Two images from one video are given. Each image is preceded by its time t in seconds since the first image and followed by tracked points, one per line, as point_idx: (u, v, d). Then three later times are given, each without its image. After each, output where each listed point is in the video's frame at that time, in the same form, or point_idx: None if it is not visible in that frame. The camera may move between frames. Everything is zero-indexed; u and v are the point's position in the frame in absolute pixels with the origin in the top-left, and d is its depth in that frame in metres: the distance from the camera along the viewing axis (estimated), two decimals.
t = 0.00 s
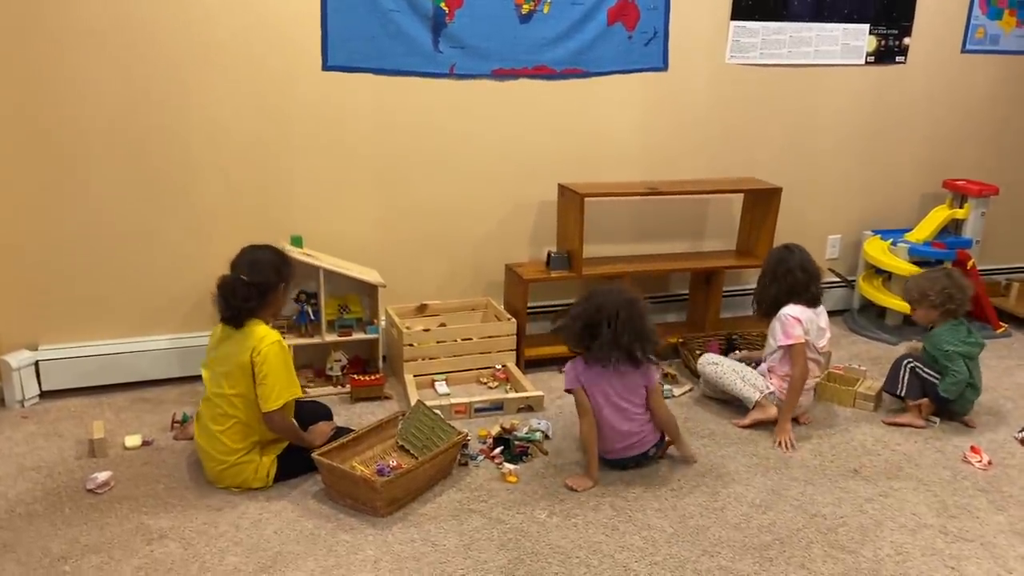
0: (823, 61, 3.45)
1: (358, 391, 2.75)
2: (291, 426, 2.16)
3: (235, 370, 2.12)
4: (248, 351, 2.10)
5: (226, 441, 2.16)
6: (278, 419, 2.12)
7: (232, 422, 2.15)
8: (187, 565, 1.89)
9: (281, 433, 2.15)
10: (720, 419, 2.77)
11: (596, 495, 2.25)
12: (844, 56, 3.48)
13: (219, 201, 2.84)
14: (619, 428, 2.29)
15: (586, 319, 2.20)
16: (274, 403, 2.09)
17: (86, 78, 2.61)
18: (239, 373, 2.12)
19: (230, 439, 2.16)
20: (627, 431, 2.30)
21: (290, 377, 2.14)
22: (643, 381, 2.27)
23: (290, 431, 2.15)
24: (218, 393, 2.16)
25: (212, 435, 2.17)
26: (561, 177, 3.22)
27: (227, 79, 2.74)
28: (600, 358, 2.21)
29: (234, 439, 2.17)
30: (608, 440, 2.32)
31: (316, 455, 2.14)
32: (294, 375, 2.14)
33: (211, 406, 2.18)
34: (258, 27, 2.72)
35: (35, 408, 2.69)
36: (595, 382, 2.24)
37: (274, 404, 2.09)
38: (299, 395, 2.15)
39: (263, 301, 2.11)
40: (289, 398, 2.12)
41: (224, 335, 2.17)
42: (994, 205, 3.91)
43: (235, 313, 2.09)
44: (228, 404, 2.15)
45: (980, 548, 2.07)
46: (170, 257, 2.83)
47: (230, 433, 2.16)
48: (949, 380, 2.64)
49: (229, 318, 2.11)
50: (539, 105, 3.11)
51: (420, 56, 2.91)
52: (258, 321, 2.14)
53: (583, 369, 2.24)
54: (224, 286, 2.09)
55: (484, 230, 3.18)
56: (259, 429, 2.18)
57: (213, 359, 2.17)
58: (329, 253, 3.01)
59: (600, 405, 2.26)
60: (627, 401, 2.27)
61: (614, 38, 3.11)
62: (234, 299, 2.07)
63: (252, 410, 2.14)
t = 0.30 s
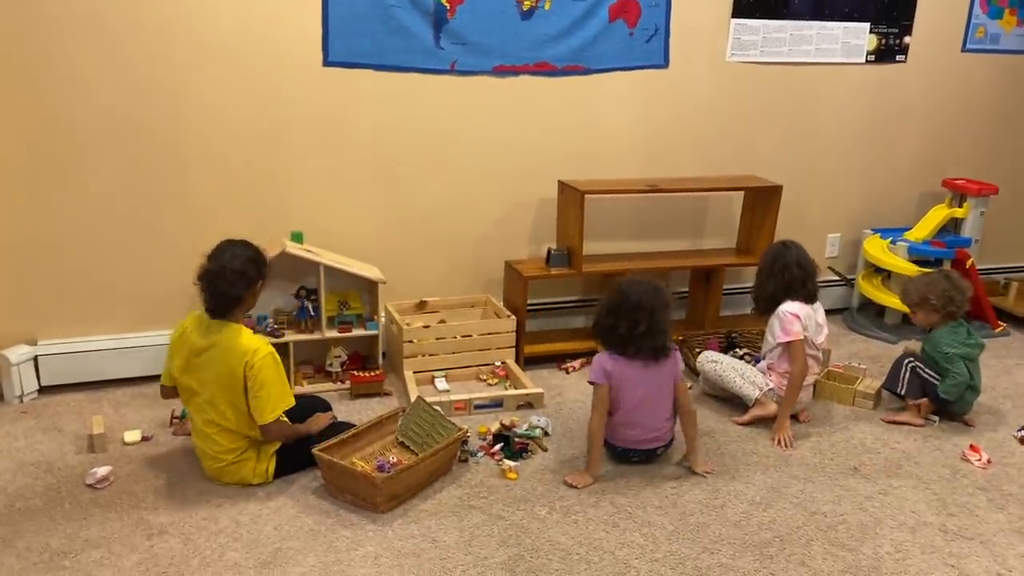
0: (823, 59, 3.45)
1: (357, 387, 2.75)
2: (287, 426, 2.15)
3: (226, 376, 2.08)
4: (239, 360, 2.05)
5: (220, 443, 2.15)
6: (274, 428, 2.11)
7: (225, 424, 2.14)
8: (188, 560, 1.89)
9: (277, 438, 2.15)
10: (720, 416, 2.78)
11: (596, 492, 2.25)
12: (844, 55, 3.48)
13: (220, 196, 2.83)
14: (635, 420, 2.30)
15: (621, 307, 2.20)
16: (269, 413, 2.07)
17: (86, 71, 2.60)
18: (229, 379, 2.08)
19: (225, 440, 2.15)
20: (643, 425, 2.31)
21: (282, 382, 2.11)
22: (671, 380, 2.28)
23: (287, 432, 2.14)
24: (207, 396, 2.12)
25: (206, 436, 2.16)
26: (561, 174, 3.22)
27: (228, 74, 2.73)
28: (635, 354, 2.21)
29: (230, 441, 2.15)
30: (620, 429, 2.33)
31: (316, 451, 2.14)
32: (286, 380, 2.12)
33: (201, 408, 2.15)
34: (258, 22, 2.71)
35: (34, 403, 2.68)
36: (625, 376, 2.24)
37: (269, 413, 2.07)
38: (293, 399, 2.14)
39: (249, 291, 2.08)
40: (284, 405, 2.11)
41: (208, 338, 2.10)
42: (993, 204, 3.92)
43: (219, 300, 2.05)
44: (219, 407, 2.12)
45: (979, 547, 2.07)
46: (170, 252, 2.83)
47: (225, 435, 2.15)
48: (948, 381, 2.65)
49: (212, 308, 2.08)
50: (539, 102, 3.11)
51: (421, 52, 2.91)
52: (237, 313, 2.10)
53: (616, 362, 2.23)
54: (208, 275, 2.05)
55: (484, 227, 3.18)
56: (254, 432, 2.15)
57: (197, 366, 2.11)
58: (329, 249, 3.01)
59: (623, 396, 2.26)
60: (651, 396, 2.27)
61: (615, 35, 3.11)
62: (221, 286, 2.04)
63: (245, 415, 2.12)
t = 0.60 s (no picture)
0: (827, 58, 3.44)
1: (357, 386, 2.73)
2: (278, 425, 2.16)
3: (209, 382, 2.06)
4: (221, 363, 2.04)
5: (211, 449, 2.14)
6: (265, 429, 2.12)
7: (213, 430, 2.12)
8: (186, 560, 1.87)
9: (268, 439, 2.16)
10: (721, 416, 2.76)
11: (597, 493, 2.23)
12: (848, 54, 3.46)
13: (220, 193, 2.82)
14: (655, 407, 2.30)
15: (660, 299, 2.22)
16: (258, 412, 2.07)
17: (86, 67, 2.59)
18: (213, 384, 2.06)
19: (215, 446, 2.14)
20: (664, 415, 2.30)
21: (266, 380, 2.11)
22: (696, 373, 2.29)
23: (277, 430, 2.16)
24: (193, 404, 2.10)
25: (196, 444, 2.15)
26: (562, 172, 3.21)
27: (228, 71, 2.72)
28: (666, 343, 2.23)
29: (224, 446, 2.14)
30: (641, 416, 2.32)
31: (315, 450, 2.12)
32: (270, 378, 2.12)
33: (188, 416, 2.13)
34: (259, 18, 2.70)
35: (32, 400, 2.67)
36: (652, 360, 2.26)
37: (258, 413, 2.07)
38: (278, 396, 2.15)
39: (224, 295, 2.05)
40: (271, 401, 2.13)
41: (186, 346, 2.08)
42: (997, 205, 3.90)
43: (192, 306, 2.03)
44: (206, 414, 2.10)
45: (983, 550, 2.06)
46: (169, 249, 2.81)
47: (215, 441, 2.14)
48: (947, 384, 2.63)
49: (186, 313, 2.06)
50: (541, 100, 3.09)
51: (422, 50, 2.89)
52: (212, 317, 2.07)
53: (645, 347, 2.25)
54: (183, 280, 2.03)
55: (485, 225, 3.17)
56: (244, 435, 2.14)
57: (179, 377, 2.09)
58: (329, 247, 3.00)
59: (647, 379, 2.27)
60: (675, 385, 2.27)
61: (618, 33, 3.09)
62: (194, 292, 2.02)
63: (233, 419, 2.11)
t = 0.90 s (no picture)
0: (835, 55, 3.39)
1: (357, 387, 2.70)
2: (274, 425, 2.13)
3: (205, 380, 2.03)
4: (217, 361, 2.01)
5: (206, 451, 2.11)
6: (260, 428, 2.10)
7: (208, 431, 2.09)
8: (180, 564, 1.84)
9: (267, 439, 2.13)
10: (726, 419, 2.72)
11: (600, 497, 2.19)
12: (857, 51, 3.41)
13: (219, 191, 2.78)
14: (656, 386, 2.33)
15: (670, 283, 2.29)
16: (252, 412, 2.04)
17: (83, 63, 2.55)
18: (209, 383, 2.03)
19: (210, 447, 2.11)
20: (665, 394, 2.32)
21: (263, 381, 2.08)
22: (701, 356, 2.31)
23: (273, 431, 2.12)
24: (188, 404, 2.07)
25: (191, 445, 2.12)
26: (566, 171, 3.16)
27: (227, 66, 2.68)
28: (673, 325, 2.30)
29: (219, 449, 2.11)
30: (642, 394, 2.36)
31: (313, 452, 2.09)
32: (267, 380, 2.08)
33: (183, 416, 2.10)
34: (259, 14, 2.66)
35: (28, 400, 2.64)
36: (659, 341, 2.33)
37: (254, 413, 2.04)
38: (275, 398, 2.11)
39: (224, 296, 2.02)
40: (268, 402, 2.09)
41: (187, 342, 2.07)
42: (1007, 204, 3.84)
43: (192, 309, 2.01)
44: (201, 414, 2.07)
45: (994, 558, 2.01)
46: (167, 247, 2.78)
47: (209, 442, 2.10)
48: (941, 393, 2.59)
49: (186, 315, 2.04)
50: (545, 97, 3.05)
51: (425, 46, 2.85)
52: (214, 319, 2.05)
53: (655, 327, 2.33)
54: (181, 283, 2.01)
55: (487, 224, 3.13)
56: (239, 436, 2.11)
57: (178, 376, 2.07)
58: (330, 246, 2.96)
59: (651, 356, 2.32)
60: (677, 364, 2.30)
61: (623, 29, 3.05)
62: (193, 295, 2.00)
63: (228, 420, 2.08)
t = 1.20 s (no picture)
0: (842, 54, 3.32)
1: (354, 390, 2.65)
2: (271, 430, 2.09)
3: (210, 374, 2.01)
4: (226, 354, 2.00)
5: (199, 452, 2.06)
6: (253, 430, 2.05)
7: (204, 431, 2.05)
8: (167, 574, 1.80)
9: (261, 443, 2.09)
10: (729, 424, 2.67)
11: (599, 505, 2.15)
12: (864, 49, 3.35)
13: (214, 191, 2.74)
14: (664, 348, 2.41)
15: (676, 259, 2.43)
16: (252, 413, 2.01)
17: (76, 61, 2.51)
18: (212, 378, 2.01)
19: (204, 449, 2.06)
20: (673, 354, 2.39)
21: (267, 382, 2.05)
22: (705, 323, 2.40)
23: (271, 436, 2.09)
24: (189, 399, 2.04)
25: (185, 445, 2.07)
26: (568, 171, 3.11)
27: (222, 64, 2.63)
28: (681, 300, 2.42)
29: (212, 449, 2.07)
30: (649, 358, 2.43)
31: (306, 459, 2.05)
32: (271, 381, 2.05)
33: (182, 413, 2.07)
34: (254, 12, 2.62)
35: (20, 403, 2.61)
36: (666, 312, 2.44)
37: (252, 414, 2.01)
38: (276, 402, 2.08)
39: (247, 302, 2.03)
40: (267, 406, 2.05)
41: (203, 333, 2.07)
42: (1018, 205, 3.78)
43: (213, 314, 2.00)
44: (199, 412, 2.03)
45: (1003, 571, 1.96)
46: (161, 248, 2.74)
47: (203, 443, 2.06)
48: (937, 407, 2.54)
49: (204, 317, 2.02)
50: (546, 95, 3.00)
51: (423, 44, 2.80)
52: (231, 324, 2.04)
53: (664, 302, 2.44)
54: (204, 285, 2.00)
55: (487, 225, 3.08)
56: (235, 439, 2.07)
57: (188, 368, 2.06)
58: (328, 247, 2.92)
59: (656, 327, 2.43)
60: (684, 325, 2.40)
61: (626, 27, 2.99)
62: (215, 299, 1.99)
63: (225, 421, 2.04)
